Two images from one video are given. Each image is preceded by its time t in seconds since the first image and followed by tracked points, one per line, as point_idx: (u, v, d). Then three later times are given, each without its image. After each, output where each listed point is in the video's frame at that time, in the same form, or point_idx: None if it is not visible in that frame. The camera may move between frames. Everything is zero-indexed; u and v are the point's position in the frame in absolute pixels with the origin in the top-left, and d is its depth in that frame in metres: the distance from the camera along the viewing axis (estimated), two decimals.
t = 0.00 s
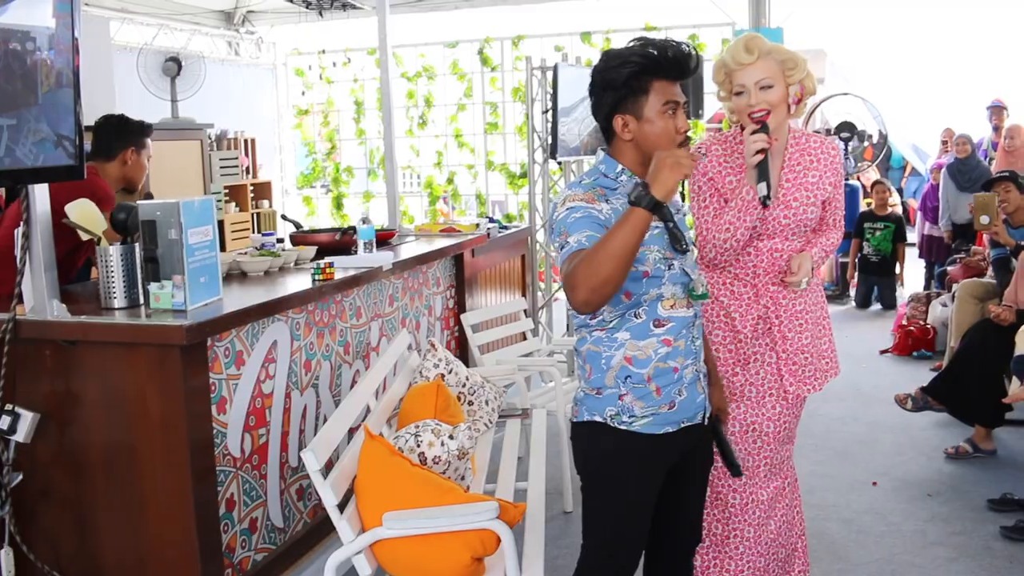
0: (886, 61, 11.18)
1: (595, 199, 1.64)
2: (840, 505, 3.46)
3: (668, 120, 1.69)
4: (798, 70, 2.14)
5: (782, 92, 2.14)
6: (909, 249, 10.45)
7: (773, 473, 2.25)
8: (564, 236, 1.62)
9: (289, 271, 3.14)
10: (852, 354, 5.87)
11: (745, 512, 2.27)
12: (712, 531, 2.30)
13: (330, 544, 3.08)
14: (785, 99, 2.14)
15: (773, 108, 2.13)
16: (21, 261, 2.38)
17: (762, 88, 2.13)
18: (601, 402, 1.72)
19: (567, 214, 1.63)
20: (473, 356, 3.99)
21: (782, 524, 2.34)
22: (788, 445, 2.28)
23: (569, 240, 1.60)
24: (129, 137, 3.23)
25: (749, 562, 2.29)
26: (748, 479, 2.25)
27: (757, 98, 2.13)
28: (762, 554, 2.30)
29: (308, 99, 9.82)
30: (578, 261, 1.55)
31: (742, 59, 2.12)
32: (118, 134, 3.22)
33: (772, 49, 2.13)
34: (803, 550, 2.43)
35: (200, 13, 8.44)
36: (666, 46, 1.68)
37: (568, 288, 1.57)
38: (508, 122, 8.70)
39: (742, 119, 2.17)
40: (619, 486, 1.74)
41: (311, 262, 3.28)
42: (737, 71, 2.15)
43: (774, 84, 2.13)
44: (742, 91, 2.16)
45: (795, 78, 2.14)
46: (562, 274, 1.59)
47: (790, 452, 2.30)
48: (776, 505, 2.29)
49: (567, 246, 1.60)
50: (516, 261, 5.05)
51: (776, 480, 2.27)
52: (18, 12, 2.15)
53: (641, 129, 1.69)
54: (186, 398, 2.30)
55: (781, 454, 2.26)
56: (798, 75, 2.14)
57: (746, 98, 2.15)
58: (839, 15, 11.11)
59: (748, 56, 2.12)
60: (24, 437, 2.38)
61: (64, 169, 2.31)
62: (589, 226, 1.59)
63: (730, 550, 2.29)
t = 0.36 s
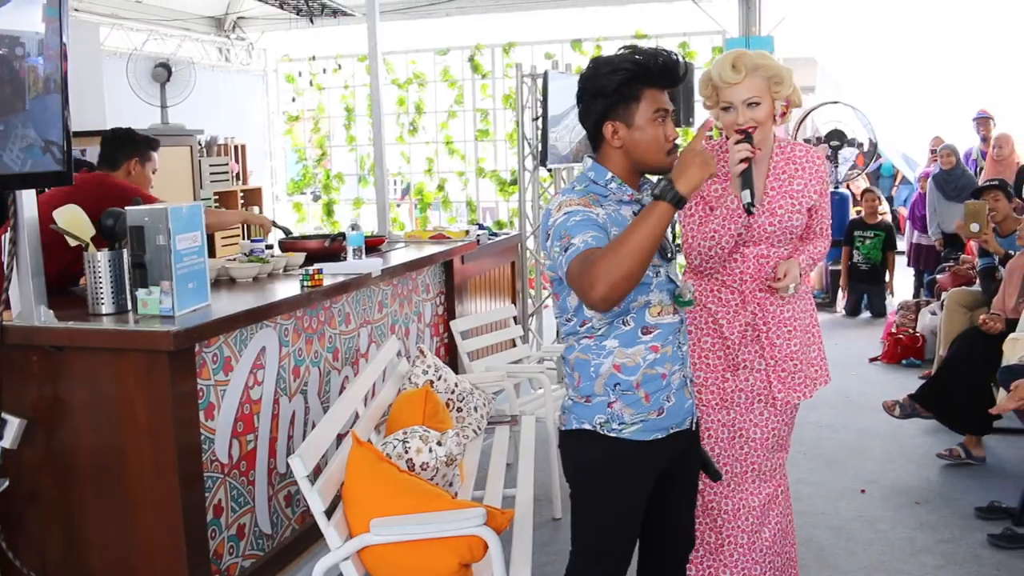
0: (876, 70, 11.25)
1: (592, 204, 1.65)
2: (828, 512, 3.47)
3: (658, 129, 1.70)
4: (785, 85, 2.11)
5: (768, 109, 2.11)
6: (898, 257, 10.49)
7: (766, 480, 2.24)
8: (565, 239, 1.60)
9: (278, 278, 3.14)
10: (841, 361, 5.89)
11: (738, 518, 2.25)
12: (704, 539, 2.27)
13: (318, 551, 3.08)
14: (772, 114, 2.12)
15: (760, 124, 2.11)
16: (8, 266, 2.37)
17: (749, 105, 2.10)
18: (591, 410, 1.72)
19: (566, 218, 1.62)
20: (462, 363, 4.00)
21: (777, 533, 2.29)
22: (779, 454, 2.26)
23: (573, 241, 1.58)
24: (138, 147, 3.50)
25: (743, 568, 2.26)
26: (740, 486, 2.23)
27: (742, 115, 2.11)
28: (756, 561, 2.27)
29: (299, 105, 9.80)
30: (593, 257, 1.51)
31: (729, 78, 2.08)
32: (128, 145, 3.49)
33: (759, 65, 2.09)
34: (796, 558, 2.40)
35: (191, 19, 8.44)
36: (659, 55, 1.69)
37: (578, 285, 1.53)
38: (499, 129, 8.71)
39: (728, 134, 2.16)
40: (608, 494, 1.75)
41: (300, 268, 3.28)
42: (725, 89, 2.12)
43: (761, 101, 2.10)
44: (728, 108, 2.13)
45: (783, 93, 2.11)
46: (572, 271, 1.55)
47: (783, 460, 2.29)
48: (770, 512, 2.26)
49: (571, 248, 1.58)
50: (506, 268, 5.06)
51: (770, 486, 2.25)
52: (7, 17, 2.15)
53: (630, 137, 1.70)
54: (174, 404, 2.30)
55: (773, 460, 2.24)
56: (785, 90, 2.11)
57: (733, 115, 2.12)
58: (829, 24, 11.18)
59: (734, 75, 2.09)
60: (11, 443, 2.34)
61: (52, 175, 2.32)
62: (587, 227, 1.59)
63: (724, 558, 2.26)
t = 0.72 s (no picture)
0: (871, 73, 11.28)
1: (585, 205, 1.65)
2: (819, 514, 3.48)
3: (646, 130, 1.70)
4: (776, 82, 2.11)
5: (760, 103, 2.11)
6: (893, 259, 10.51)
7: (758, 485, 2.18)
8: (567, 241, 1.59)
9: (270, 278, 3.14)
10: (834, 363, 5.89)
11: (731, 525, 2.18)
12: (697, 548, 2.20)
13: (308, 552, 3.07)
14: (762, 110, 2.12)
15: (751, 119, 2.11)
16: None
17: (742, 100, 2.10)
18: (579, 412, 1.72)
19: (563, 220, 1.61)
20: (454, 364, 4.00)
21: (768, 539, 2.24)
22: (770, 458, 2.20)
23: (576, 243, 1.57)
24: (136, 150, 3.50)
25: None
26: (733, 492, 2.17)
27: (734, 110, 2.11)
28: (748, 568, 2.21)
29: (294, 106, 9.75)
30: (605, 257, 1.50)
31: (722, 73, 2.08)
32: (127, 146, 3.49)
33: (751, 61, 2.09)
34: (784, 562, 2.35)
35: (186, 19, 8.45)
36: (644, 58, 1.70)
37: (589, 287, 1.50)
38: (494, 130, 8.72)
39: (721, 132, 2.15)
40: (597, 496, 1.74)
41: (292, 269, 3.28)
42: (717, 84, 2.12)
43: (753, 96, 2.11)
44: (720, 103, 2.13)
45: (774, 89, 2.10)
46: (580, 272, 1.53)
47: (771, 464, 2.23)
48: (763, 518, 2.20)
49: (575, 250, 1.56)
50: (499, 269, 5.06)
51: (761, 491, 2.19)
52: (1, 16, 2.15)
53: (619, 139, 1.70)
54: (163, 405, 2.30)
55: (765, 465, 2.19)
56: (776, 86, 2.11)
57: (726, 108, 2.12)
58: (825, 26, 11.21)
59: (727, 69, 2.08)
60: None
61: (43, 175, 2.31)
62: (588, 228, 1.58)
63: (716, 565, 2.19)
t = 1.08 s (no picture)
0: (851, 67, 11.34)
1: (564, 195, 1.65)
2: (799, 505, 3.50)
3: (618, 124, 1.70)
4: (751, 74, 2.10)
5: (736, 95, 2.10)
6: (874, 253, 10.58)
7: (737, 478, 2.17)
8: (553, 229, 1.59)
9: (248, 274, 3.13)
10: (815, 356, 5.92)
11: (710, 519, 2.17)
12: (676, 543, 2.18)
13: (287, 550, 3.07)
14: (738, 102, 2.11)
15: (727, 111, 2.11)
16: None
17: (718, 91, 2.08)
18: (554, 406, 1.72)
19: (546, 210, 1.61)
20: (434, 360, 4.00)
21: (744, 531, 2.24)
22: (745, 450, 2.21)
23: (565, 230, 1.58)
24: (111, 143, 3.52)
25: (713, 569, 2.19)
26: (713, 486, 2.15)
27: (712, 100, 2.09)
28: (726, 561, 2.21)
29: (275, 101, 9.69)
30: (602, 241, 1.52)
31: (699, 64, 2.07)
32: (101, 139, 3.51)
33: (727, 53, 2.08)
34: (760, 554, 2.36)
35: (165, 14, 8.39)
36: (618, 53, 1.70)
37: (585, 273, 1.52)
38: (476, 125, 8.76)
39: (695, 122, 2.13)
40: (573, 490, 1.75)
41: (271, 265, 3.27)
42: (693, 74, 2.11)
43: (729, 88, 2.09)
44: (697, 94, 2.11)
45: (749, 81, 2.10)
46: (573, 260, 1.54)
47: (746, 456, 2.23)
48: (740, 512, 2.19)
49: (564, 237, 1.57)
50: (480, 264, 5.07)
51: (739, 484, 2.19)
52: None
53: (591, 133, 1.70)
54: (140, 403, 2.29)
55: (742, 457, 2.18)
56: (752, 78, 2.10)
57: (702, 101, 2.11)
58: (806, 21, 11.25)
59: (703, 60, 2.07)
60: None
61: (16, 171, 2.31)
62: (574, 215, 1.59)
63: (695, 560, 2.18)
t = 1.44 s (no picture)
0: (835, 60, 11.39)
1: (550, 192, 1.65)
2: (788, 498, 3.51)
3: (595, 121, 1.71)
4: (721, 59, 2.05)
5: (707, 81, 2.04)
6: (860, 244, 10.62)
7: (722, 471, 2.18)
8: (547, 227, 1.59)
9: (232, 278, 3.13)
10: (802, 348, 5.94)
11: (695, 513, 2.18)
12: (662, 536, 2.20)
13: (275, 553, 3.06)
14: (711, 88, 2.05)
15: (700, 97, 2.04)
16: None
17: (688, 77, 2.03)
18: (540, 403, 1.73)
19: (535, 208, 1.61)
20: (421, 360, 4.01)
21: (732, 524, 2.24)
22: (733, 444, 2.21)
23: (559, 228, 1.58)
24: (59, 141, 3.47)
25: (700, 562, 2.20)
26: (697, 480, 2.16)
27: (684, 87, 2.03)
28: (713, 554, 2.21)
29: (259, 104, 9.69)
30: (601, 236, 1.54)
31: (665, 52, 2.03)
32: (48, 143, 3.48)
33: (694, 41, 2.04)
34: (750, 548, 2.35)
35: (148, 19, 8.36)
36: (593, 50, 1.71)
37: (585, 267, 1.53)
38: (460, 124, 8.77)
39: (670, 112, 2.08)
40: (560, 487, 1.75)
41: (255, 268, 3.27)
42: (663, 65, 2.07)
43: (699, 73, 2.04)
44: (668, 83, 2.06)
45: (719, 66, 2.04)
46: (571, 255, 1.55)
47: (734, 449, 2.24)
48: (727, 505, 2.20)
49: (560, 234, 1.57)
50: (466, 264, 5.07)
51: (725, 478, 2.19)
52: None
53: (569, 130, 1.70)
54: (125, 408, 2.29)
55: (727, 451, 2.19)
56: (721, 63, 2.04)
57: (674, 88, 2.05)
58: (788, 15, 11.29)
59: (671, 49, 2.03)
60: None
61: None
62: (565, 212, 1.60)
63: (681, 553, 2.19)
